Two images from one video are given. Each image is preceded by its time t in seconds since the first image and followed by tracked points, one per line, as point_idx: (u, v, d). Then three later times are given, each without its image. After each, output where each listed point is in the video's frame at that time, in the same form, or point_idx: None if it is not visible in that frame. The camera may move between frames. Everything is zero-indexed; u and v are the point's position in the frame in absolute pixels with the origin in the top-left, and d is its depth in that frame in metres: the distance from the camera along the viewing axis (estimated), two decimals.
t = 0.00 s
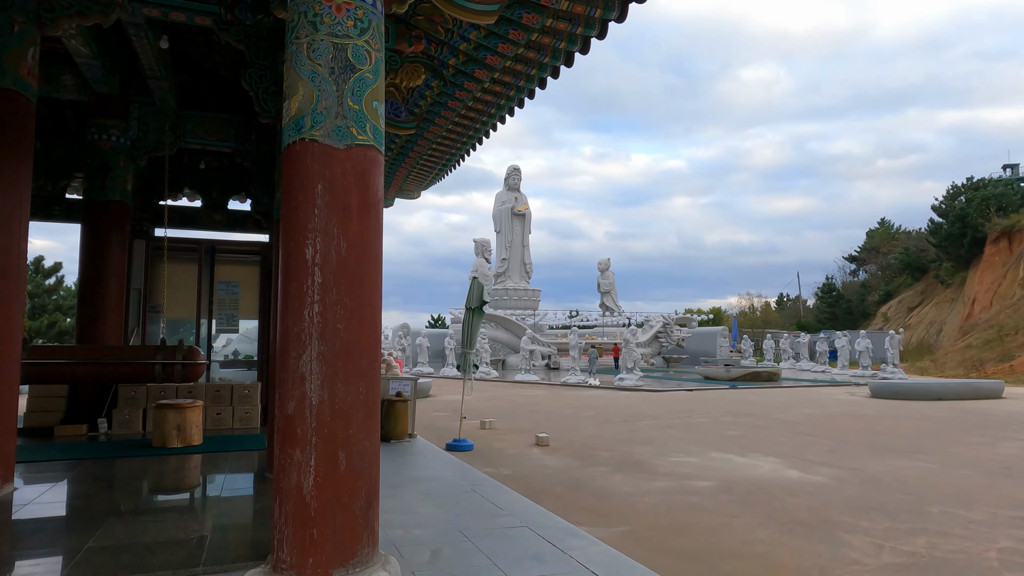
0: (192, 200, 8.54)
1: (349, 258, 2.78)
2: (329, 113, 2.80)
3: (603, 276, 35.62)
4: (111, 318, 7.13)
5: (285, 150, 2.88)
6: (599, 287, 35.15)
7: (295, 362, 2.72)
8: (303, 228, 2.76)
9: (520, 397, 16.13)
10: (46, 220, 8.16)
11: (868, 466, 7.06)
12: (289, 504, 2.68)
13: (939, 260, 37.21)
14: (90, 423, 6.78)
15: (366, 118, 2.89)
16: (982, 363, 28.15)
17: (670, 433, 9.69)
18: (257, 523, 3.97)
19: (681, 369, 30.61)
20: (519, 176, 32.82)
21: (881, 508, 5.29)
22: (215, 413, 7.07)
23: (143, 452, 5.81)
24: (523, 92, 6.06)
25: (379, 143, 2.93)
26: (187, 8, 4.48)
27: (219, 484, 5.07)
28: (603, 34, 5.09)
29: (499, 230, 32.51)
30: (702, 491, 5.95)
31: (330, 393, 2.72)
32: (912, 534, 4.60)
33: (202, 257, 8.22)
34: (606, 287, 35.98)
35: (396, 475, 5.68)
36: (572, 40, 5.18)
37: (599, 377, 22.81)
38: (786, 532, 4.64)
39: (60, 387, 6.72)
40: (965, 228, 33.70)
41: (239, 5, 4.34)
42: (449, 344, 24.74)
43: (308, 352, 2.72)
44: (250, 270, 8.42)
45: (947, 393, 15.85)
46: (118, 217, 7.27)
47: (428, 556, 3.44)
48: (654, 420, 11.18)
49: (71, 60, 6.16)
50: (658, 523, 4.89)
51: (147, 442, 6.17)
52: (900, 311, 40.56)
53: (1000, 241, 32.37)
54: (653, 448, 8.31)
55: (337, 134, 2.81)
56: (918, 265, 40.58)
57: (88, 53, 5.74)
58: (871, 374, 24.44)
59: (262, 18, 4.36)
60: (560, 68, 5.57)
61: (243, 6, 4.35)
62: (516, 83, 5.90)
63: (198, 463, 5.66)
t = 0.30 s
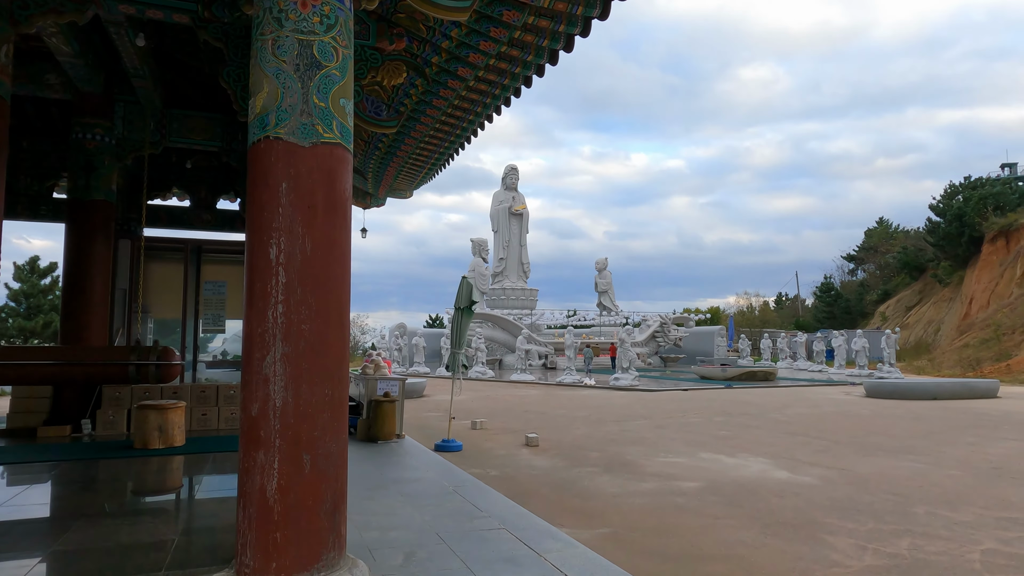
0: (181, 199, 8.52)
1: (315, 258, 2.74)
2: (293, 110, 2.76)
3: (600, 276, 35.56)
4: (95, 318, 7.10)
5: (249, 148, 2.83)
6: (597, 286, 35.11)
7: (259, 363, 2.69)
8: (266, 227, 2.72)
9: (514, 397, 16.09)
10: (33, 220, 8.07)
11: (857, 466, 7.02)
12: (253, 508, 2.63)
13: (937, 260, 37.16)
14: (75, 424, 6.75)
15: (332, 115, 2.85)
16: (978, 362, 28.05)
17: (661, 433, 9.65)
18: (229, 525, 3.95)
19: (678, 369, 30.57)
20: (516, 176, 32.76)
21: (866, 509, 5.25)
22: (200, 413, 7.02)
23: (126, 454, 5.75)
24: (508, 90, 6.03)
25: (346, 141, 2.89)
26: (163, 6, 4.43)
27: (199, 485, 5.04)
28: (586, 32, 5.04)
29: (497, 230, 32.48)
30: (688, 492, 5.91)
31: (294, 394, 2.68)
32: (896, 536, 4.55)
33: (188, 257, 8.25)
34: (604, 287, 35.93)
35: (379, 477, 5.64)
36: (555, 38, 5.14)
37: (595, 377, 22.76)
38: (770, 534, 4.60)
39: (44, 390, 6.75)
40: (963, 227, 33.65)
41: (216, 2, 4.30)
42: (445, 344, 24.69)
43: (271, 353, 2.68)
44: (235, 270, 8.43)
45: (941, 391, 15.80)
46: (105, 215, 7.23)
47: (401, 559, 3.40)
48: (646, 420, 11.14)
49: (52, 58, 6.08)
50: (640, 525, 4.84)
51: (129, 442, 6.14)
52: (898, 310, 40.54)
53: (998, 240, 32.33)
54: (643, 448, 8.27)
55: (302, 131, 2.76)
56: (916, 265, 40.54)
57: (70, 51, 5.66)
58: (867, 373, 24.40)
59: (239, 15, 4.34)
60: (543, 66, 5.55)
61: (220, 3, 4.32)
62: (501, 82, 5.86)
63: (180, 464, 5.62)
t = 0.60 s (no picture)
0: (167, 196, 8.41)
1: (275, 250, 2.65)
2: (253, 96, 2.66)
3: (596, 275, 35.44)
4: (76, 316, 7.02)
5: (208, 136, 2.73)
6: (593, 285, 35.00)
7: (215, 358, 2.58)
8: (224, 218, 2.61)
9: (508, 396, 16.00)
10: (16, 216, 7.98)
11: (848, 465, 6.93)
12: (209, 509, 2.53)
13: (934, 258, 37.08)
14: (54, 423, 6.65)
15: (294, 101, 2.75)
16: (974, 361, 27.94)
17: (653, 432, 9.56)
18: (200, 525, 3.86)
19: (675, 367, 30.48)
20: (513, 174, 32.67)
21: (855, 508, 5.16)
22: (182, 412, 6.94)
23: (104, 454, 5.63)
24: (494, 83, 5.95)
25: (309, 129, 2.79)
26: None
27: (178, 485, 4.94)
28: (569, 22, 4.93)
29: (493, 229, 32.39)
30: (675, 491, 5.82)
31: (253, 391, 2.58)
32: (884, 536, 4.46)
33: (171, 253, 8.18)
34: (600, 286, 35.84)
35: (361, 476, 5.54)
36: (538, 29, 5.05)
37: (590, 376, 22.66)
38: (756, 534, 4.50)
39: (22, 387, 6.58)
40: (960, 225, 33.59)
41: None
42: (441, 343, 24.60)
43: (228, 348, 2.57)
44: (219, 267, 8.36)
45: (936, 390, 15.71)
46: (87, 209, 7.17)
47: (373, 560, 3.31)
48: (638, 419, 11.05)
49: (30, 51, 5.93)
50: (624, 525, 4.75)
51: (110, 440, 6.07)
52: (895, 309, 40.47)
53: (995, 239, 32.25)
54: (633, 447, 8.18)
55: (262, 118, 2.66)
56: (914, 264, 40.49)
57: (46, 43, 5.52)
58: (863, 372, 24.31)
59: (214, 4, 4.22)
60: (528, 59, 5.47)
61: None
62: (486, 74, 5.77)
63: (159, 463, 5.53)
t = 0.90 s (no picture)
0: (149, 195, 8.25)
1: (223, 246, 2.50)
2: (201, 83, 2.51)
3: (594, 276, 35.25)
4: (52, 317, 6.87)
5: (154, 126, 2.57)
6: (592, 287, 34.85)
7: (158, 360, 2.43)
8: (168, 212, 2.46)
9: (502, 398, 15.83)
10: None
11: (842, 470, 6.77)
12: (150, 521, 2.39)
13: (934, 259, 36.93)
14: (29, 426, 6.48)
15: (246, 89, 2.60)
16: (974, 363, 27.77)
17: (645, 435, 9.41)
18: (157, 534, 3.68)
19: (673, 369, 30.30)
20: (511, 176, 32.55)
21: (847, 515, 5.01)
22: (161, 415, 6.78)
23: (72, 459, 5.47)
24: (478, 78, 5.83)
25: (262, 118, 2.64)
26: None
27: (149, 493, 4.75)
28: (552, 15, 4.81)
29: (491, 230, 32.27)
30: (663, 497, 5.66)
31: (198, 395, 2.43)
32: (876, 544, 4.30)
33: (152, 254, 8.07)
34: (599, 287, 35.69)
35: (339, 482, 5.38)
36: (520, 21, 4.92)
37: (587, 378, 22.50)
38: (743, 543, 4.34)
39: None
40: (959, 226, 33.47)
41: None
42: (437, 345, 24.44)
43: (172, 350, 2.43)
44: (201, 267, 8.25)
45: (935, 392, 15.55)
46: (62, 208, 7.02)
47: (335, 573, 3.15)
48: (631, 422, 10.88)
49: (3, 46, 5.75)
50: (608, 533, 4.59)
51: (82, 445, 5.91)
52: (895, 310, 40.32)
53: (995, 240, 32.10)
54: (623, 451, 8.02)
55: (210, 106, 2.51)
56: (913, 265, 40.32)
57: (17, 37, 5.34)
58: (862, 374, 24.15)
59: None
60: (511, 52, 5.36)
61: None
62: (469, 69, 5.65)
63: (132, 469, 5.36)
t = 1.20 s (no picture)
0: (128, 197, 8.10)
1: (167, 247, 2.37)
2: (142, 76, 2.39)
3: (591, 278, 35.14)
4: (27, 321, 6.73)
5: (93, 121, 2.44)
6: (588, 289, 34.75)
7: (95, 368, 2.29)
8: (107, 212, 2.32)
9: (494, 401, 15.69)
10: None
11: (832, 475, 6.64)
12: (86, 539, 2.25)
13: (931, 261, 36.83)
14: None
15: (191, 82, 2.48)
16: (971, 365, 27.63)
17: (636, 440, 9.28)
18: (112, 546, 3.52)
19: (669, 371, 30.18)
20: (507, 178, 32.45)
21: (835, 523, 4.88)
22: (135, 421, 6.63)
23: (39, 466, 5.36)
24: (458, 76, 5.72)
25: (210, 113, 2.52)
26: None
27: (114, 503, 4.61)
28: (532, 10, 4.68)
29: (487, 232, 32.17)
30: (649, 504, 5.53)
31: (139, 404, 2.30)
32: (862, 555, 4.18)
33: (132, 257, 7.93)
34: (595, 289, 35.55)
35: (315, 490, 5.24)
36: (499, 17, 4.80)
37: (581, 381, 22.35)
38: (726, 554, 4.22)
39: None
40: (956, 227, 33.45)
41: None
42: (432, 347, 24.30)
43: (110, 357, 2.29)
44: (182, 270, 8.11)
45: (929, 394, 15.42)
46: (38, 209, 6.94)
47: None
48: (622, 426, 10.75)
49: None
50: (589, 542, 4.46)
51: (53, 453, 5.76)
52: (892, 312, 40.21)
53: (991, 241, 32.01)
54: (611, 456, 7.88)
55: (152, 100, 2.39)
56: (911, 266, 40.23)
57: None
58: (858, 376, 24.04)
59: None
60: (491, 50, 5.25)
61: None
62: (450, 67, 5.54)
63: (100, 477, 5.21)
